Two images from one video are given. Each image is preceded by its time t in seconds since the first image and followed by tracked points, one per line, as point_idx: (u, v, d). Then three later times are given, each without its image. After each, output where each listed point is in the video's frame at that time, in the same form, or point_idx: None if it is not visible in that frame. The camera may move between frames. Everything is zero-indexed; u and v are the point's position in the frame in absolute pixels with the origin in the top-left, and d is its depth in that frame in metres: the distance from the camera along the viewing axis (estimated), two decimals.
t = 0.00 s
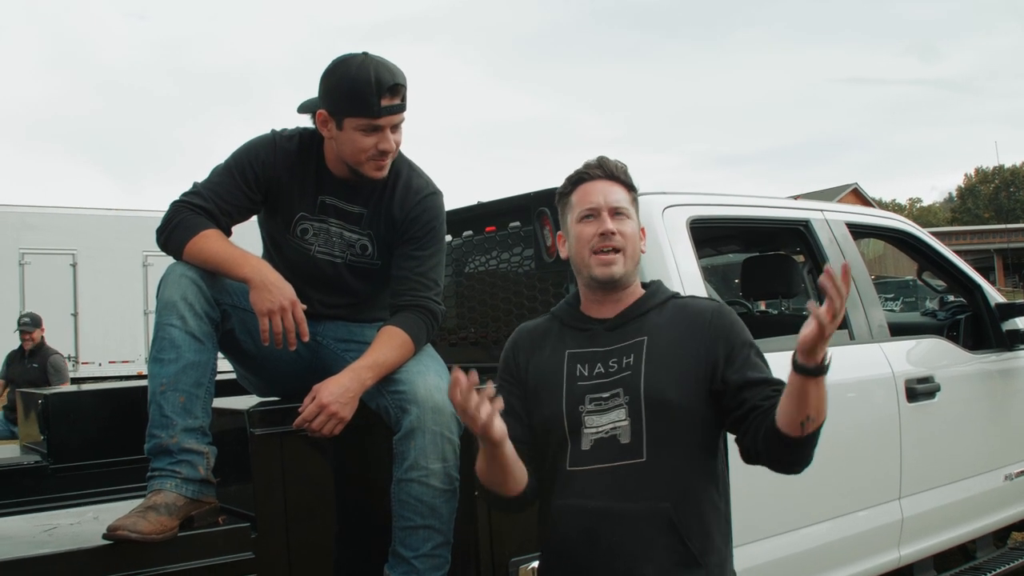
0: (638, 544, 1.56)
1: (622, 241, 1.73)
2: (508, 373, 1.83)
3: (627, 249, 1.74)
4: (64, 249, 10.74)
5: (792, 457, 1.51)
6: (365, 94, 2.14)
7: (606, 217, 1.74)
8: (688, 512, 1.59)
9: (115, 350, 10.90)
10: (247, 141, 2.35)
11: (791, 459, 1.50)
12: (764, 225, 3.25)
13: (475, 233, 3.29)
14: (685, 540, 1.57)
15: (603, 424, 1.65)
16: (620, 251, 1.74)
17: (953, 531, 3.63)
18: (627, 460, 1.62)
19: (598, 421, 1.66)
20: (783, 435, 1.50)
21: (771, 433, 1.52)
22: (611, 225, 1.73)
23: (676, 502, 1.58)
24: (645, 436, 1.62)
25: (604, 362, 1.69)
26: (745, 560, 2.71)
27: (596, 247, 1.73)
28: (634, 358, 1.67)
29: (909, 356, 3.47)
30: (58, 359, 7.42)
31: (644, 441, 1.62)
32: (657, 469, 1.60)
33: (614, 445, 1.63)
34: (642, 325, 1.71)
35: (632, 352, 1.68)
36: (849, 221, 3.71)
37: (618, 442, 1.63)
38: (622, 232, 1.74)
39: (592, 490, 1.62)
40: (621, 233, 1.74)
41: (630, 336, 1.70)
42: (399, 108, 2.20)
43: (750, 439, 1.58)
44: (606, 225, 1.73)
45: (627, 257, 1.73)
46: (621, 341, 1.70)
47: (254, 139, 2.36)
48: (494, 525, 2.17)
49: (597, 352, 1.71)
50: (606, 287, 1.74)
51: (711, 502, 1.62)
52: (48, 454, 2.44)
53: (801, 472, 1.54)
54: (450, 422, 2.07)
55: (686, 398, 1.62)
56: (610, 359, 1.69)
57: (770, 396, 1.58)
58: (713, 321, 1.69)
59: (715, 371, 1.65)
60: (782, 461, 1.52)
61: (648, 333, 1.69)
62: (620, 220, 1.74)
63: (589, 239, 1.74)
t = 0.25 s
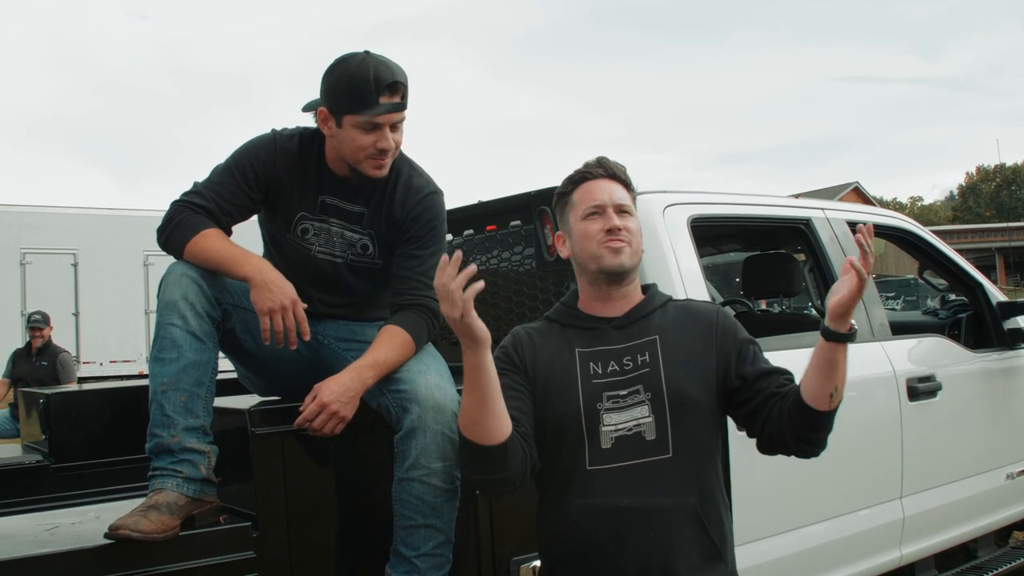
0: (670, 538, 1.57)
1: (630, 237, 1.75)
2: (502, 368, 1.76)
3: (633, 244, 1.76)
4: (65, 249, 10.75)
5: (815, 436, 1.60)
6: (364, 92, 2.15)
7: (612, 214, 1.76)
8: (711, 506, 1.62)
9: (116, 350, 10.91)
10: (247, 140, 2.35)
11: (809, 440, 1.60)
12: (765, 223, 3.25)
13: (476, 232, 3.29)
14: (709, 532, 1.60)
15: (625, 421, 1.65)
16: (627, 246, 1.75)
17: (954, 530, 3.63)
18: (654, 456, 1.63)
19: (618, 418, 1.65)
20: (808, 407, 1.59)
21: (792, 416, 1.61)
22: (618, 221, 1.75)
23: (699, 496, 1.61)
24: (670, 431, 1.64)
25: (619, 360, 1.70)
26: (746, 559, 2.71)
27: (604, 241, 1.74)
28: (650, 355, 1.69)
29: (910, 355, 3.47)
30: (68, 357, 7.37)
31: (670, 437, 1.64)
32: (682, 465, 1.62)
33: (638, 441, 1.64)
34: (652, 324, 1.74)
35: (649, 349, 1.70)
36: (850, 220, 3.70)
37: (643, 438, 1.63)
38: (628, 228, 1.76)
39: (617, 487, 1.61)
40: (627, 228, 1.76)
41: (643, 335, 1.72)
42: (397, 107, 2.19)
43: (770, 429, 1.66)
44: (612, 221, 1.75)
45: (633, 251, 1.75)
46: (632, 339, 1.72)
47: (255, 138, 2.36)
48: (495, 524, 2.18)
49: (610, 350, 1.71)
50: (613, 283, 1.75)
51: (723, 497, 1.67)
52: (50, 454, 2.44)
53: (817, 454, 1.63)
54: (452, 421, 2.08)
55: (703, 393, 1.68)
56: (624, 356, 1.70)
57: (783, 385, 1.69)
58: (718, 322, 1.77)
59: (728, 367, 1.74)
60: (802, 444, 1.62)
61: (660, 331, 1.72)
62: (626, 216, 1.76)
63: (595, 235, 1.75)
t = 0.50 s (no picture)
0: (683, 535, 1.58)
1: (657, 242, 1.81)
2: (505, 359, 1.73)
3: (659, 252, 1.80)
4: (69, 250, 10.79)
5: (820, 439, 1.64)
6: (362, 73, 2.18)
7: (646, 217, 1.80)
8: (720, 502, 1.66)
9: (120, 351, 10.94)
10: (251, 139, 2.35)
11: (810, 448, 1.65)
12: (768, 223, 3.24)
13: (479, 232, 3.29)
14: (719, 529, 1.63)
15: (637, 420, 1.65)
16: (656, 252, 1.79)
17: (958, 530, 3.62)
18: (666, 454, 1.64)
19: (629, 416, 1.65)
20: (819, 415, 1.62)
21: (797, 420, 1.66)
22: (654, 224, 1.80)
23: (707, 494, 1.64)
24: (681, 428, 1.65)
25: (627, 359, 1.71)
26: (750, 559, 2.70)
27: (643, 245, 1.76)
28: (657, 355, 1.71)
29: (914, 354, 3.47)
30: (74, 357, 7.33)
31: (681, 435, 1.65)
32: (692, 462, 1.65)
33: (651, 439, 1.64)
34: (656, 325, 1.77)
35: (656, 349, 1.72)
36: (854, 219, 3.70)
37: (655, 436, 1.64)
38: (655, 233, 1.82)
39: (630, 485, 1.61)
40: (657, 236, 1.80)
41: (649, 335, 1.75)
42: (390, 96, 2.20)
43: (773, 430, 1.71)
44: (651, 227, 1.78)
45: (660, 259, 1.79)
46: (637, 340, 1.74)
47: (258, 137, 2.36)
48: (497, 524, 2.17)
49: (618, 349, 1.72)
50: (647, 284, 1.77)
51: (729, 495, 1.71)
52: (54, 454, 2.44)
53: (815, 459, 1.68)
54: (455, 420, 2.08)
55: (709, 393, 1.71)
56: (631, 356, 1.71)
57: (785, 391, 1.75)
58: (720, 328, 1.82)
59: (732, 371, 1.79)
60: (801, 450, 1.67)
61: (666, 332, 1.76)
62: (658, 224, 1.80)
63: (637, 233, 1.77)
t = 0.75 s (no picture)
0: (683, 535, 1.57)
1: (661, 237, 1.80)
2: (511, 355, 1.73)
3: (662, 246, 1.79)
4: (70, 246, 10.83)
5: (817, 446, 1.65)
6: (369, 64, 2.21)
7: (647, 212, 1.79)
8: (721, 501, 1.65)
9: (121, 346, 10.97)
10: (252, 134, 2.34)
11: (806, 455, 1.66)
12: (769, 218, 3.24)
13: (480, 227, 3.28)
14: (720, 529, 1.62)
15: (640, 418, 1.65)
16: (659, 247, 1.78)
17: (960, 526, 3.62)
18: (667, 453, 1.63)
19: (632, 414, 1.65)
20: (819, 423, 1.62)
21: (797, 428, 1.65)
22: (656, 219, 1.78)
23: (709, 493, 1.63)
24: (684, 427, 1.65)
25: (631, 356, 1.70)
26: (751, 555, 2.70)
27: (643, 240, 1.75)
28: (662, 352, 1.70)
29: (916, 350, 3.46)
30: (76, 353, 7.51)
31: (684, 434, 1.65)
32: (694, 462, 1.64)
33: (653, 438, 1.64)
34: (662, 322, 1.75)
35: (660, 347, 1.71)
36: (856, 214, 3.69)
37: (657, 434, 1.64)
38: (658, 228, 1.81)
39: (631, 485, 1.60)
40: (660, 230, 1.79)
41: (654, 332, 1.74)
42: (396, 89, 2.22)
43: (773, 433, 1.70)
44: (652, 222, 1.77)
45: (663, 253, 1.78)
46: (642, 336, 1.73)
47: (259, 132, 2.35)
48: (499, 520, 2.17)
49: (623, 347, 1.71)
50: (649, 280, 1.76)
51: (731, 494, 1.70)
52: (55, 450, 2.43)
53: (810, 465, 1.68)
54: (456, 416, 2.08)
55: (714, 392, 1.70)
56: (636, 353, 1.70)
57: (787, 395, 1.74)
58: (726, 326, 1.81)
59: (737, 370, 1.78)
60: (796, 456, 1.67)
61: (671, 330, 1.74)
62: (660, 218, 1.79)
63: (638, 229, 1.76)
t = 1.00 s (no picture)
0: (678, 538, 1.55)
1: (653, 239, 1.73)
2: (516, 355, 1.75)
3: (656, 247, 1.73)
4: (74, 246, 10.90)
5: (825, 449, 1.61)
6: (373, 62, 2.20)
7: (637, 214, 1.73)
8: (722, 504, 1.62)
9: (126, 346, 11.03)
10: (257, 133, 2.34)
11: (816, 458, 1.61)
12: (774, 217, 3.23)
13: (484, 226, 3.28)
14: (721, 532, 1.59)
15: (639, 418, 1.64)
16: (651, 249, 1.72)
17: (965, 524, 3.60)
18: (664, 453, 1.62)
19: (631, 415, 1.65)
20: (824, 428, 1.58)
21: (803, 429, 1.61)
22: (644, 222, 1.72)
23: (710, 495, 1.61)
24: (682, 428, 1.63)
25: (633, 356, 1.69)
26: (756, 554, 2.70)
27: (628, 244, 1.71)
28: (664, 352, 1.68)
29: (921, 349, 3.45)
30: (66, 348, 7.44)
31: (682, 434, 1.63)
32: (693, 463, 1.62)
33: (650, 439, 1.63)
34: (667, 320, 1.72)
35: (662, 346, 1.69)
36: (860, 213, 3.68)
37: (656, 435, 1.63)
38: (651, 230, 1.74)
39: (626, 486, 1.60)
40: (651, 231, 1.73)
41: (657, 331, 1.71)
42: (401, 87, 2.22)
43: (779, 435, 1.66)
44: (638, 224, 1.72)
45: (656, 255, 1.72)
46: (648, 334, 1.71)
47: (264, 131, 2.35)
48: (502, 519, 2.17)
49: (626, 346, 1.70)
50: (638, 285, 1.73)
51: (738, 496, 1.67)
52: (59, 449, 2.43)
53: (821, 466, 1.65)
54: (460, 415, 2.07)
55: (716, 392, 1.67)
56: (638, 352, 1.69)
57: (795, 395, 1.68)
58: (736, 323, 1.76)
59: (744, 369, 1.73)
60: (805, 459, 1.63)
61: (676, 328, 1.71)
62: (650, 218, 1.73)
63: (623, 235, 1.72)
